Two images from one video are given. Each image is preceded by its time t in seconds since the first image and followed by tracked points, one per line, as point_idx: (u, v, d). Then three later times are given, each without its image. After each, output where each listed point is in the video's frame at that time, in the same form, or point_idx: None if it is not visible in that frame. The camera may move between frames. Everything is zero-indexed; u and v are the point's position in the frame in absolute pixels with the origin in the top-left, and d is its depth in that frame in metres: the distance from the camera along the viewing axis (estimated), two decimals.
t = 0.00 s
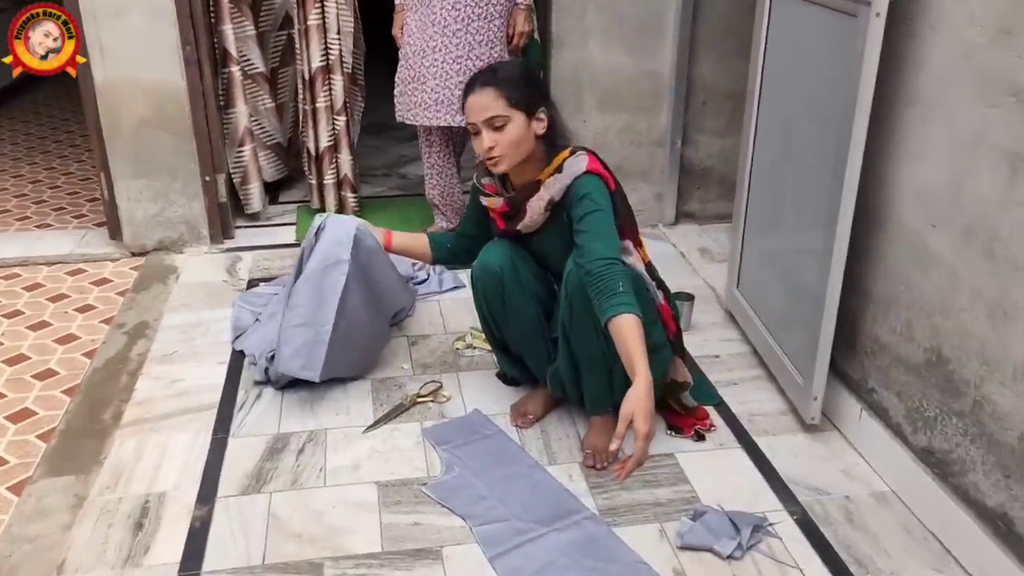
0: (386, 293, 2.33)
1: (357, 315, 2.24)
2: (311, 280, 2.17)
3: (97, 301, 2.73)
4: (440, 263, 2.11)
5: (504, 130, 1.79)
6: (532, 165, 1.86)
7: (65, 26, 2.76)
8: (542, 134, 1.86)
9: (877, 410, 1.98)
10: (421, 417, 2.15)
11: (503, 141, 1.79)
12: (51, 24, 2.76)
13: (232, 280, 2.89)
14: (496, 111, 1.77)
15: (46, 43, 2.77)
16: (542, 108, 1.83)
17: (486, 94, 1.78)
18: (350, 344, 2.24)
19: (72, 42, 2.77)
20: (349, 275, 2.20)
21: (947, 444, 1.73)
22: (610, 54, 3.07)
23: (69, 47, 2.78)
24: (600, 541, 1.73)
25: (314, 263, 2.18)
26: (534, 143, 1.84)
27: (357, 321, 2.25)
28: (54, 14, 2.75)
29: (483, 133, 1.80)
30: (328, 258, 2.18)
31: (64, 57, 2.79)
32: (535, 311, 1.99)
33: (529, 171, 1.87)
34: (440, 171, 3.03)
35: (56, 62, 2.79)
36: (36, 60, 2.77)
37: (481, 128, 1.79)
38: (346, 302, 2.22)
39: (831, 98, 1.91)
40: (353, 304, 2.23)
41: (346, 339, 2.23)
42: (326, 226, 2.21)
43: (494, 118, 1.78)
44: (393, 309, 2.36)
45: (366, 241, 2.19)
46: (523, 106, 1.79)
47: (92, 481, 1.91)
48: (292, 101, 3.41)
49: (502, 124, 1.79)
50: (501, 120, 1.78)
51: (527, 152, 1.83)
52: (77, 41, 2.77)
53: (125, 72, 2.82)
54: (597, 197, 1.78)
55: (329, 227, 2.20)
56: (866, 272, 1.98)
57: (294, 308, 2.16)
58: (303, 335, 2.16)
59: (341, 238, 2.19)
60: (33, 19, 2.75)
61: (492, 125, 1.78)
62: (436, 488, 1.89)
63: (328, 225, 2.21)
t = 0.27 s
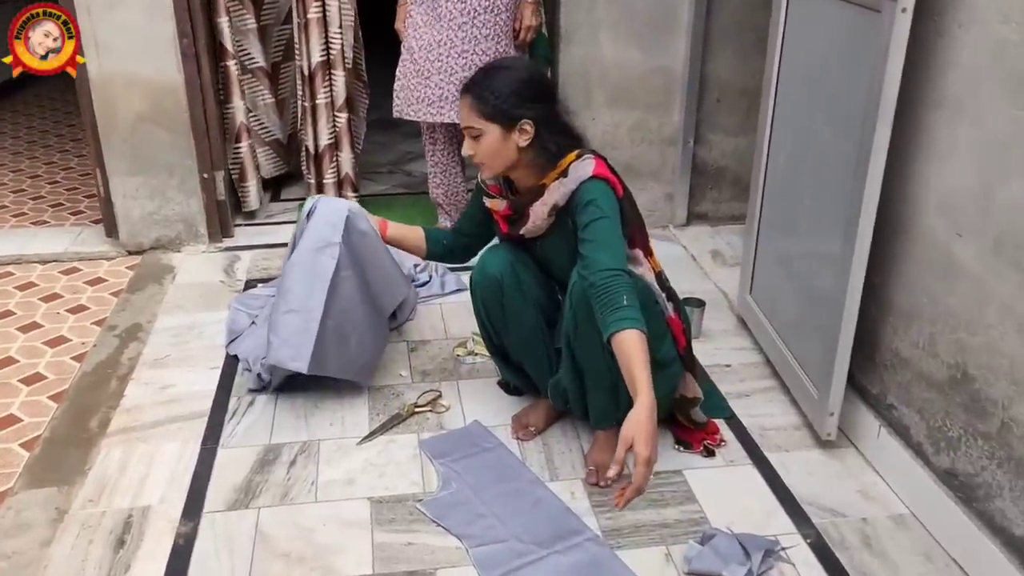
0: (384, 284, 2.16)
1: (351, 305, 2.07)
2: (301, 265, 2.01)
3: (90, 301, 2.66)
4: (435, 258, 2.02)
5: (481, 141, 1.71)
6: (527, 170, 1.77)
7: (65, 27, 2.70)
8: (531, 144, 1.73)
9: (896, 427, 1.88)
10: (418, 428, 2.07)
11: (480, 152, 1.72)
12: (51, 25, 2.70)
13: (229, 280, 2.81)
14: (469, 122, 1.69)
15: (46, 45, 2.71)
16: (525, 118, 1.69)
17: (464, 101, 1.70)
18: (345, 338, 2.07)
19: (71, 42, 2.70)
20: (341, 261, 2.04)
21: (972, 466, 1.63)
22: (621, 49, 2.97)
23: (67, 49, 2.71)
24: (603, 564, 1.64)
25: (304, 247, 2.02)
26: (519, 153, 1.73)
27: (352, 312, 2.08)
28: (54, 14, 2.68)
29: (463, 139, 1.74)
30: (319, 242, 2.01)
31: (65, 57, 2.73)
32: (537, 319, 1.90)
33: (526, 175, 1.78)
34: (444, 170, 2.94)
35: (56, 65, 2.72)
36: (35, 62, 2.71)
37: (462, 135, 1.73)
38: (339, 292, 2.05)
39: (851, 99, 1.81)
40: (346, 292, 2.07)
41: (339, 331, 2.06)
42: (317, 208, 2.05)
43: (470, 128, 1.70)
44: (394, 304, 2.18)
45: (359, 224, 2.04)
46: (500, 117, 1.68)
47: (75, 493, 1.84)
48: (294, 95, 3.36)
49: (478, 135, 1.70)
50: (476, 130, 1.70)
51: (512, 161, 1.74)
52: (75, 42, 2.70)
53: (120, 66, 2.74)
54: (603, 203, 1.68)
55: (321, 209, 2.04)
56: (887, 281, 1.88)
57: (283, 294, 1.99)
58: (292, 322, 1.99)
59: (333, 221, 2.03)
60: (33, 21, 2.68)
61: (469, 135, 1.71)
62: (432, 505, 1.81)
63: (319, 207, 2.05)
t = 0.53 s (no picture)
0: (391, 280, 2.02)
1: (350, 300, 1.95)
2: (296, 258, 1.89)
3: (89, 302, 2.60)
4: (437, 259, 1.92)
5: (518, 127, 1.63)
6: (547, 169, 1.70)
7: (64, 26, 2.66)
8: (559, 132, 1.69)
9: (920, 446, 1.80)
10: (421, 439, 1.99)
11: (518, 139, 1.63)
12: (50, 24, 2.68)
13: (232, 281, 2.75)
14: (509, 105, 1.61)
15: (45, 44, 2.70)
16: (555, 104, 1.67)
17: (498, 86, 1.62)
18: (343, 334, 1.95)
19: (71, 41, 2.67)
20: (338, 255, 1.91)
21: (1001, 491, 1.54)
22: (635, 46, 2.88)
23: (65, 48, 2.68)
24: None
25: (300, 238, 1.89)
26: (549, 143, 1.67)
27: (351, 309, 1.95)
28: (54, 15, 2.65)
29: (495, 130, 1.63)
30: (316, 235, 1.88)
31: (64, 57, 2.70)
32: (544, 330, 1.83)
33: (543, 176, 1.71)
34: (451, 169, 2.86)
35: (54, 64, 2.72)
36: (34, 61, 2.71)
37: (493, 125, 1.63)
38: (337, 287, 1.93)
39: (877, 100, 1.72)
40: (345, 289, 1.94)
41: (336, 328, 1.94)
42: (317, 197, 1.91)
43: (509, 113, 1.62)
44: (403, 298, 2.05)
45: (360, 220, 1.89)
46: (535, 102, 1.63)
47: (64, 505, 1.78)
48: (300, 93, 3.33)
49: (516, 120, 1.62)
50: (516, 114, 1.62)
51: (544, 153, 1.66)
52: (76, 42, 2.65)
53: (121, 61, 2.68)
54: (613, 211, 1.61)
55: (320, 199, 1.90)
56: (913, 292, 1.79)
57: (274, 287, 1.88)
58: (283, 318, 1.89)
59: (333, 214, 1.89)
60: (33, 20, 2.67)
61: (505, 121, 1.62)
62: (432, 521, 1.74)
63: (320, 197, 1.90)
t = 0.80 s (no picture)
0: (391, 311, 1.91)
1: (344, 314, 1.89)
2: (293, 264, 1.84)
3: (90, 303, 2.55)
4: (444, 272, 1.87)
5: (556, 124, 1.46)
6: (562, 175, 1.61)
7: (64, 24, 2.69)
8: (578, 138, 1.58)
9: (949, 470, 1.70)
10: (424, 454, 1.92)
11: (556, 137, 1.46)
12: (49, 24, 2.79)
13: (236, 282, 2.69)
14: (549, 99, 1.45)
15: (44, 44, 2.81)
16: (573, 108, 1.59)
17: (534, 79, 1.46)
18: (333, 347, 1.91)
19: (70, 40, 2.71)
20: (336, 266, 1.84)
21: None
22: (653, 43, 2.78)
23: (63, 46, 2.75)
24: None
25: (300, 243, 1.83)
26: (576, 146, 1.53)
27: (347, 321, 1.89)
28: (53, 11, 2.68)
29: (531, 126, 1.45)
30: (314, 242, 1.82)
31: (65, 51, 2.73)
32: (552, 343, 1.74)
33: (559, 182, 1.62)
34: (462, 169, 2.78)
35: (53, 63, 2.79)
36: (34, 60, 2.80)
37: (529, 120, 1.45)
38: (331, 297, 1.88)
39: (908, 103, 1.62)
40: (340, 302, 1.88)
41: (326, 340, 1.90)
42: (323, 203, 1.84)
43: (547, 108, 1.45)
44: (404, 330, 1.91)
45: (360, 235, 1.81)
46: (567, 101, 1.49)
47: (54, 520, 1.72)
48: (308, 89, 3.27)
49: (554, 117, 1.46)
50: (554, 110, 1.46)
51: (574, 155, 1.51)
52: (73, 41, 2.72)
53: (125, 57, 2.62)
54: (624, 221, 1.53)
55: (326, 206, 1.83)
56: (943, 307, 1.70)
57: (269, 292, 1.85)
58: (274, 325, 1.86)
59: (334, 224, 1.81)
60: (33, 20, 2.78)
61: (543, 116, 1.45)
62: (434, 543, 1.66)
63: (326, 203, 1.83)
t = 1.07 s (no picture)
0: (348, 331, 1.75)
1: (345, 325, 1.79)
2: (292, 270, 1.76)
3: (94, 302, 2.48)
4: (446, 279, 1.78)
5: (566, 124, 1.35)
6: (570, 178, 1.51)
7: (62, 26, 3.51)
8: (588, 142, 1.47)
9: (989, 502, 1.57)
10: (426, 469, 1.82)
11: (566, 138, 1.35)
12: (50, 27, 3.52)
13: (244, 282, 2.61)
14: (558, 97, 1.34)
15: (45, 46, 3.53)
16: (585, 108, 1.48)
17: (543, 75, 1.35)
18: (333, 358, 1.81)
19: (69, 42, 3.53)
20: (337, 273, 1.75)
21: None
22: (680, 37, 2.65)
23: (64, 46, 3.53)
24: None
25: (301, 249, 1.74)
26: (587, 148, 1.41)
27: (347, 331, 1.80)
28: (53, 14, 3.44)
29: (539, 126, 1.34)
30: (313, 249, 1.73)
31: (63, 57, 3.54)
32: (561, 357, 1.64)
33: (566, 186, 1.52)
34: (477, 167, 2.67)
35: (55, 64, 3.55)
36: (35, 59, 3.54)
37: (537, 120, 1.34)
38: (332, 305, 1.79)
39: (952, 104, 1.50)
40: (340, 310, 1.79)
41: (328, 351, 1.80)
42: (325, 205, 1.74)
43: (557, 107, 1.34)
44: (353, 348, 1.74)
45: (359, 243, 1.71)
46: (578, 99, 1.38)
47: (38, 533, 1.65)
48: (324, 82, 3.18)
49: (563, 116, 1.35)
50: (564, 109, 1.35)
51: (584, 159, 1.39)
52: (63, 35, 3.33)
53: (132, 48, 2.54)
54: (636, 227, 1.42)
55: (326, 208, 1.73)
56: (987, 326, 1.57)
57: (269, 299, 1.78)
58: (274, 333, 1.79)
59: (334, 230, 1.72)
60: (34, 24, 3.50)
61: (552, 116, 1.34)
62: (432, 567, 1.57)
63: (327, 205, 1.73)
